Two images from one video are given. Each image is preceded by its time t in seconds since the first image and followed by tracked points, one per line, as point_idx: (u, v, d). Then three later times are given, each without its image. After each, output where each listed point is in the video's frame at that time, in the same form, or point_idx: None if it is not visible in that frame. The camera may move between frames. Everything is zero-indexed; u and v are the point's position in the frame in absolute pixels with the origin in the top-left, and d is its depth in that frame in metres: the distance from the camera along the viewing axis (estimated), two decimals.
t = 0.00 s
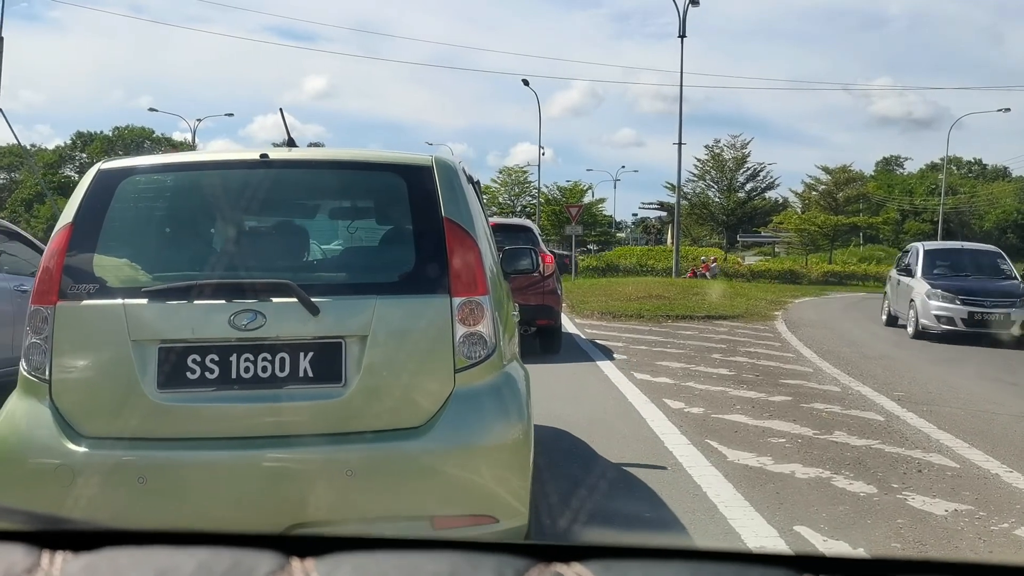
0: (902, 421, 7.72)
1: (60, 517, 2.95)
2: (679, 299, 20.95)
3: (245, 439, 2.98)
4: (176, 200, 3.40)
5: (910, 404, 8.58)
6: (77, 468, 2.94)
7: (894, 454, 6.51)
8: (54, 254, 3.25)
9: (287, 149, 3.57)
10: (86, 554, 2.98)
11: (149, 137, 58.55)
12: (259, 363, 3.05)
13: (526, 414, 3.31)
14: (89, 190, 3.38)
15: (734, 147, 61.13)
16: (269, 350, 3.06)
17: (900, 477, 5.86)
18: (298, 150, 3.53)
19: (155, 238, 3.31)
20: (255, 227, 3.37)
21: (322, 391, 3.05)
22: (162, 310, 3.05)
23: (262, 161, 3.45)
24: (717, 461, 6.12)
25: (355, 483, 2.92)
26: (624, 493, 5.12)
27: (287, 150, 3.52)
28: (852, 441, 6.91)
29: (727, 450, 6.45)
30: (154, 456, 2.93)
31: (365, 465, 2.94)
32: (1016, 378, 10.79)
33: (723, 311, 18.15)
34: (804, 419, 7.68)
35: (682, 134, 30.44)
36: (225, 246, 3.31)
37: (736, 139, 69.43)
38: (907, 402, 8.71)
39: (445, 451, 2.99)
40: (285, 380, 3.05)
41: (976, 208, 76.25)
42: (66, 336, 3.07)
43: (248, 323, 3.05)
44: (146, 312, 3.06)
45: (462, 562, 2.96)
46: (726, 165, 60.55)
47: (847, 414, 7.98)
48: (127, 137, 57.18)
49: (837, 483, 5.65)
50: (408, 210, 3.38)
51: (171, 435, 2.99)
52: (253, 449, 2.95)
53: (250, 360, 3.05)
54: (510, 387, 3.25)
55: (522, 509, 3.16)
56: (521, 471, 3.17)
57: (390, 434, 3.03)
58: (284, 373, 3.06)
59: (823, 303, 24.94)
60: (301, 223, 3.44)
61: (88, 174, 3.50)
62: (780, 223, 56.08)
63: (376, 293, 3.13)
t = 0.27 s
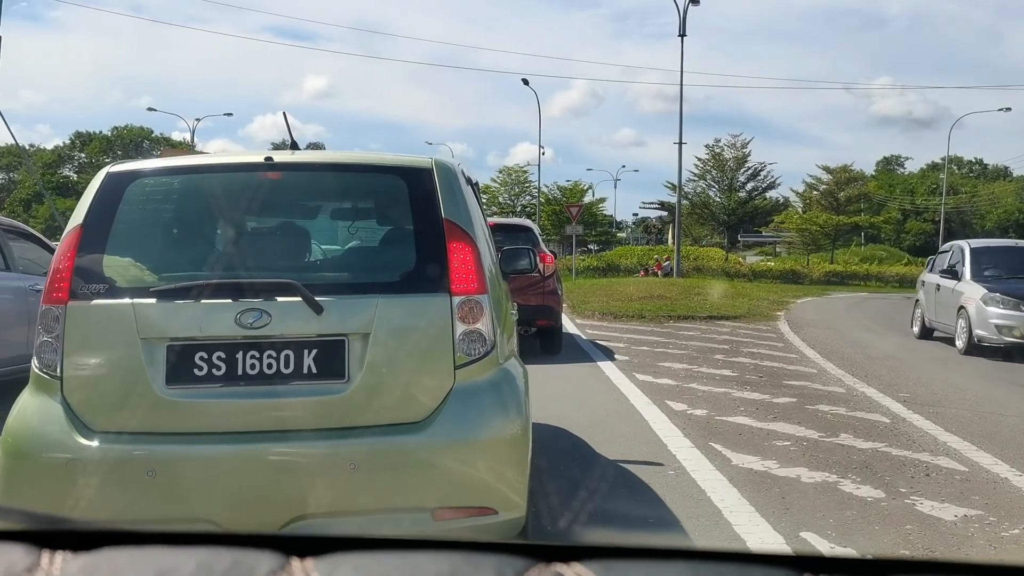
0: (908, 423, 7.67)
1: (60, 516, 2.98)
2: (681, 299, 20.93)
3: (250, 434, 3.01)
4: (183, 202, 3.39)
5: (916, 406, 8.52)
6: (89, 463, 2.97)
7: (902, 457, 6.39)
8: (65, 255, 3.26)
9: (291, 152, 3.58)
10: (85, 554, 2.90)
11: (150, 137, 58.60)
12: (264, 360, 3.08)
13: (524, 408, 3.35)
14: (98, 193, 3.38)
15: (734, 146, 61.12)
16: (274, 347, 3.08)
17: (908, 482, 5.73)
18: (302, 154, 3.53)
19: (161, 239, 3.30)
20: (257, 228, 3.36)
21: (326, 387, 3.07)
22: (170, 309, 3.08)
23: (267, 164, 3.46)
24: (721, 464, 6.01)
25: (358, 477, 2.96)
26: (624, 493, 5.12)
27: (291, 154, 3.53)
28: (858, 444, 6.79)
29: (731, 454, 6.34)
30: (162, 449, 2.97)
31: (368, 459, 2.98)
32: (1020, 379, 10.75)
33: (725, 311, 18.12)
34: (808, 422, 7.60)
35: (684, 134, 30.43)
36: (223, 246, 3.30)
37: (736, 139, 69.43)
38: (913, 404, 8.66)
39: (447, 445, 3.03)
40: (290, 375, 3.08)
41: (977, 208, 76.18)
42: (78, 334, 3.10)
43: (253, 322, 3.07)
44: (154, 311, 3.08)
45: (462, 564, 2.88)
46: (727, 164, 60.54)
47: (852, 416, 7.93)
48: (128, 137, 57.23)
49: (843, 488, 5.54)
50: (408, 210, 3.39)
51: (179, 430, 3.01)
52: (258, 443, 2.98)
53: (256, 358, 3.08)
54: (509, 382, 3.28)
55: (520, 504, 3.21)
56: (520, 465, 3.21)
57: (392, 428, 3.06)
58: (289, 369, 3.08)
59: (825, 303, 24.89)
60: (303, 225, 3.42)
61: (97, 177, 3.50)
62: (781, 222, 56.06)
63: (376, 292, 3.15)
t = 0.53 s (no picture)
0: (912, 425, 7.61)
1: (61, 516, 2.97)
2: (682, 300, 20.92)
3: (256, 424, 3.01)
4: (194, 203, 3.39)
5: (920, 408, 8.43)
6: (106, 454, 2.97)
7: (905, 460, 6.25)
8: (79, 254, 3.26)
9: (295, 155, 3.59)
10: (88, 553, 2.92)
11: (150, 138, 58.63)
12: (272, 354, 3.08)
13: (523, 402, 3.35)
14: (111, 195, 3.38)
15: (734, 147, 61.13)
16: (282, 342, 3.08)
17: (913, 485, 5.58)
18: (307, 157, 3.54)
19: (172, 240, 3.30)
20: (260, 229, 3.36)
21: (330, 380, 3.07)
22: (181, 307, 3.08)
23: (272, 166, 3.46)
24: (724, 467, 5.89)
25: (363, 467, 2.97)
26: (624, 492, 5.11)
27: (296, 157, 3.53)
28: (862, 446, 6.66)
29: (734, 456, 6.23)
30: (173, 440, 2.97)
31: (374, 450, 2.98)
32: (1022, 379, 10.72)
33: (726, 311, 18.11)
34: (811, 424, 7.50)
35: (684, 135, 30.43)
36: (222, 245, 3.29)
37: (736, 139, 69.40)
38: (916, 405, 8.60)
39: (452, 436, 3.04)
40: (297, 369, 3.08)
41: (978, 208, 76.13)
42: (94, 331, 3.10)
43: (262, 318, 3.07)
44: (167, 310, 3.08)
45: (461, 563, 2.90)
46: (728, 165, 60.53)
47: (855, 417, 7.87)
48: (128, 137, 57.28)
49: (848, 491, 5.39)
50: (409, 212, 3.38)
51: (190, 422, 3.01)
52: (266, 433, 2.98)
53: (264, 352, 3.08)
54: (508, 376, 3.28)
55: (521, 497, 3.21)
56: (519, 457, 3.21)
57: (395, 419, 3.06)
58: (296, 363, 3.08)
59: (827, 304, 24.90)
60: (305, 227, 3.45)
61: (108, 180, 3.50)
62: (781, 222, 56.05)
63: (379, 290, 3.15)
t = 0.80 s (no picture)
0: (916, 426, 7.51)
1: (59, 517, 2.98)
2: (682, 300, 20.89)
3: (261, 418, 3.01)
4: (204, 204, 3.39)
5: (923, 409, 8.37)
6: (121, 448, 2.94)
7: (912, 463, 6.10)
8: (92, 255, 3.26)
9: (300, 159, 3.59)
10: (86, 553, 2.96)
11: (150, 138, 58.63)
12: (279, 350, 3.08)
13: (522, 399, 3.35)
14: (123, 196, 3.38)
15: (734, 147, 61.11)
16: (288, 338, 3.08)
17: (920, 489, 5.43)
18: (312, 159, 3.54)
19: (182, 241, 3.29)
20: (265, 230, 3.36)
21: (333, 375, 3.07)
22: (191, 304, 3.07)
23: (278, 168, 3.47)
24: (727, 470, 5.75)
25: (366, 461, 2.96)
26: (624, 492, 5.11)
27: (302, 160, 3.54)
28: (867, 449, 6.51)
29: (737, 459, 6.08)
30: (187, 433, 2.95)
31: (377, 443, 2.98)
32: None
33: (726, 311, 18.09)
34: (815, 425, 7.39)
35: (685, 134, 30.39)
36: (223, 245, 3.30)
37: (737, 139, 69.39)
38: (919, 407, 8.52)
39: (455, 430, 3.03)
40: (303, 364, 3.08)
41: (978, 208, 76.07)
42: (106, 327, 3.09)
43: (269, 315, 3.07)
44: (177, 307, 3.07)
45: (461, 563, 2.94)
46: (727, 164, 60.50)
47: (859, 419, 7.78)
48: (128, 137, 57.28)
49: (854, 495, 5.25)
50: (409, 212, 3.39)
51: (200, 417, 3.00)
52: (273, 427, 2.97)
53: (271, 348, 3.08)
54: (506, 372, 3.28)
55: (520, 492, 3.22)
56: (518, 451, 3.21)
57: (397, 413, 3.06)
58: (302, 358, 3.08)
59: (827, 304, 24.84)
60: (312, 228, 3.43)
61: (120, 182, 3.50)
62: (781, 222, 56.05)
63: (380, 288, 3.15)
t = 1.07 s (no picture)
0: (925, 430, 7.22)
1: (60, 516, 2.97)
2: (684, 300, 20.83)
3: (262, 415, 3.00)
4: (206, 204, 3.38)
5: (930, 410, 8.22)
6: (124, 445, 2.93)
7: (920, 467, 5.93)
8: (97, 255, 3.25)
9: (302, 159, 3.58)
10: (87, 553, 2.95)
11: (150, 138, 58.60)
12: (281, 348, 3.07)
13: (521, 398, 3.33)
14: (128, 196, 3.37)
15: (735, 147, 61.04)
16: (290, 337, 3.07)
17: (930, 495, 5.27)
18: (314, 160, 3.54)
19: (183, 240, 3.28)
20: (265, 231, 3.35)
21: (335, 373, 3.06)
22: (194, 304, 3.06)
23: (279, 169, 3.46)
24: (731, 476, 5.60)
25: (367, 459, 2.95)
26: (624, 492, 5.10)
27: (304, 161, 3.53)
28: (874, 453, 6.32)
29: (742, 464, 5.92)
30: (191, 429, 2.94)
31: (378, 442, 2.96)
32: None
33: (729, 312, 18.03)
34: (821, 428, 7.16)
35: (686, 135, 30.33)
36: (222, 244, 3.28)
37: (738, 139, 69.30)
38: (926, 409, 8.30)
39: (454, 428, 3.02)
40: (305, 362, 3.07)
41: (979, 208, 75.95)
42: (112, 325, 3.08)
43: (271, 314, 3.06)
44: (179, 305, 3.06)
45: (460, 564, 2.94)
46: (728, 164, 60.43)
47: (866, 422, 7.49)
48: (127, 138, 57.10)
49: (862, 502, 5.10)
50: (409, 212, 3.38)
51: (203, 414, 3.00)
52: (275, 425, 2.96)
53: (273, 346, 3.07)
54: (504, 369, 3.27)
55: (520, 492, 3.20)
56: (517, 449, 3.19)
57: (398, 410, 3.05)
58: (304, 356, 3.07)
59: (830, 305, 24.76)
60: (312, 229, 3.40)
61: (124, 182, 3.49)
62: (782, 222, 55.97)
63: (380, 287, 3.14)
